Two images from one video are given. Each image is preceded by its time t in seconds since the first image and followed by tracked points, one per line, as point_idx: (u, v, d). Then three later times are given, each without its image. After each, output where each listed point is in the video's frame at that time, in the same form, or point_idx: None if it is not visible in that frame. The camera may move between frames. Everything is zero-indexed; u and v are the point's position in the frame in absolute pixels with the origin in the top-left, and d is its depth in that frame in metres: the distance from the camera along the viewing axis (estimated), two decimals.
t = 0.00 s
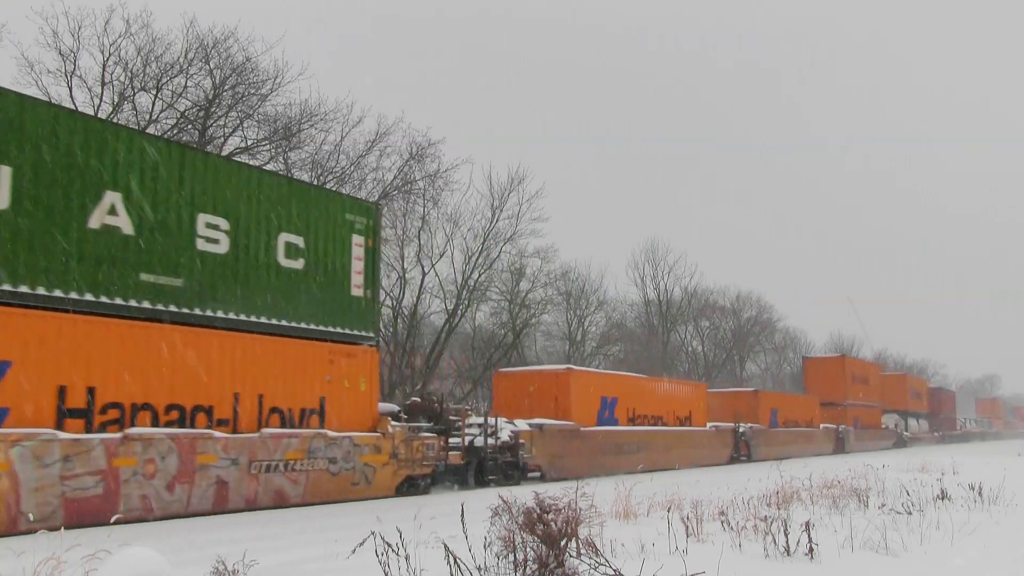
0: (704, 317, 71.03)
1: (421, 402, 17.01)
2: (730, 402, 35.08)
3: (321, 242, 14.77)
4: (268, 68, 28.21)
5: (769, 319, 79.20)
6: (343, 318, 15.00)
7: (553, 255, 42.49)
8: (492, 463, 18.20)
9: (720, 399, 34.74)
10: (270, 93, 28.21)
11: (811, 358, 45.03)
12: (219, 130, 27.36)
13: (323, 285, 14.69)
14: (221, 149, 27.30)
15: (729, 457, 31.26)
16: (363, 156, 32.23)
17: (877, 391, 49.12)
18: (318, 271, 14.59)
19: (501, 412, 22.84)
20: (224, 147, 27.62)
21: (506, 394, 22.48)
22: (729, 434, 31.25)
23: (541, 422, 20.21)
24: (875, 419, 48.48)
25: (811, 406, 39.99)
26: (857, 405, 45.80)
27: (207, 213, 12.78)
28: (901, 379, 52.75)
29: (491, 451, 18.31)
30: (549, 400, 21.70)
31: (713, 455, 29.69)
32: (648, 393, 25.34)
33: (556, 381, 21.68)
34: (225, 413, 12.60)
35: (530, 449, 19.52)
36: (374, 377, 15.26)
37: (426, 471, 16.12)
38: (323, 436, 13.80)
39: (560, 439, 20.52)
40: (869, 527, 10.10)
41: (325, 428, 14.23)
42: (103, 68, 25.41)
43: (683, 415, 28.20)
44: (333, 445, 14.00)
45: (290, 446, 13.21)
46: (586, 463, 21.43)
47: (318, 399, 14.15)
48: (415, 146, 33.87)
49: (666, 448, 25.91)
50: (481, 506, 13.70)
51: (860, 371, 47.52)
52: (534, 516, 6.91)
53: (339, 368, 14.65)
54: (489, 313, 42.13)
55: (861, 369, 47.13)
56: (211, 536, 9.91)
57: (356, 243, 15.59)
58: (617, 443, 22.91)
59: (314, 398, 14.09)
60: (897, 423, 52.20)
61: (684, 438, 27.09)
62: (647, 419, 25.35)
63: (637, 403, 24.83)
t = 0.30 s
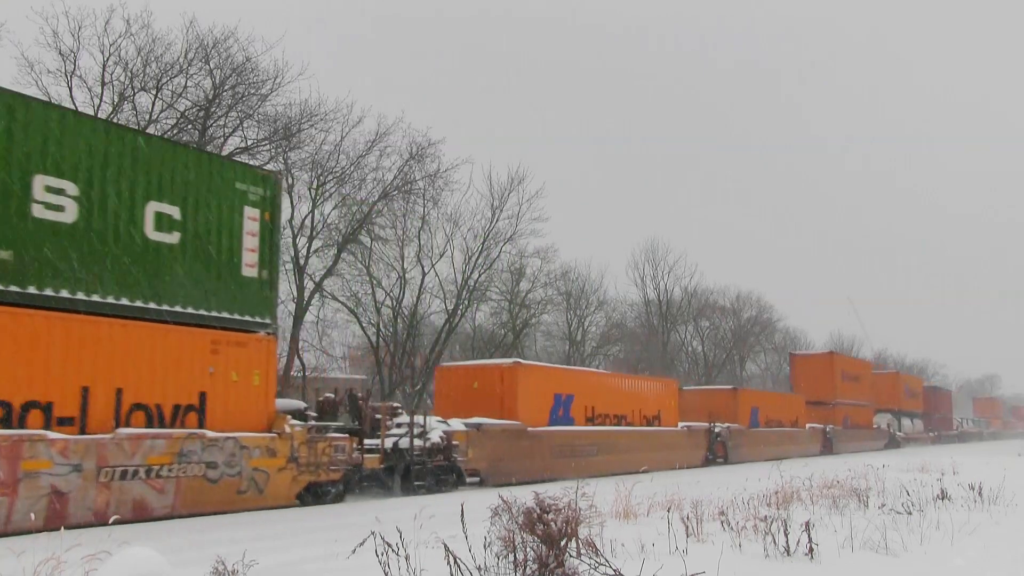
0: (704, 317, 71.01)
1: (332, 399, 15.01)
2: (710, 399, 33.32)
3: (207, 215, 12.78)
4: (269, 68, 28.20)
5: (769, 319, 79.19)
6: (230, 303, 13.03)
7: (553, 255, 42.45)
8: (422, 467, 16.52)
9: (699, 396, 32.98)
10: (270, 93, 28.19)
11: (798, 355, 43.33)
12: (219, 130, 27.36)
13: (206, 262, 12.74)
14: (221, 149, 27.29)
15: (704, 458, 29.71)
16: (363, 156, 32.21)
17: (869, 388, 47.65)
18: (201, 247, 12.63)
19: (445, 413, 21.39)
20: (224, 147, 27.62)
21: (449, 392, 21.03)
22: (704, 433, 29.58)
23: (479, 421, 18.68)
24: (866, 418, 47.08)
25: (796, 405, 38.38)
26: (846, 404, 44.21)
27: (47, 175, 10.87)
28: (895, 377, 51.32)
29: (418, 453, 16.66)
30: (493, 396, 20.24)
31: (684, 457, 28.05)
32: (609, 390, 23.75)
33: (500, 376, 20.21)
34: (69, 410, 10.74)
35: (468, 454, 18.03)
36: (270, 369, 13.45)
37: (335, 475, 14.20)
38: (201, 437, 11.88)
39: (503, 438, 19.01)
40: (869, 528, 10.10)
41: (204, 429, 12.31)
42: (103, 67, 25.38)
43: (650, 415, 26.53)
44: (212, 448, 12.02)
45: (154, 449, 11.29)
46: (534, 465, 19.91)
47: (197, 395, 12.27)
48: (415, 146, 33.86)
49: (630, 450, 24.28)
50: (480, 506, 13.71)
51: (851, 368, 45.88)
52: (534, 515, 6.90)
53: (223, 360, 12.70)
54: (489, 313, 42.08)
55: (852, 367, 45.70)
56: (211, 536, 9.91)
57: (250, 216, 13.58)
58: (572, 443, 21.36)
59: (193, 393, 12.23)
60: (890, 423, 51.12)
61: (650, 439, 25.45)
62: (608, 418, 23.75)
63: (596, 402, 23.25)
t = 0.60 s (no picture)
0: (704, 317, 70.96)
1: (222, 395, 13.99)
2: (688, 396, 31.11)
3: (45, 182, 11.01)
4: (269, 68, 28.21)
5: (770, 319, 79.23)
6: (77, 282, 11.30)
7: (552, 255, 42.42)
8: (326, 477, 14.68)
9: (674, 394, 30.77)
10: (270, 93, 28.19)
11: (786, 352, 41.45)
12: (219, 130, 27.37)
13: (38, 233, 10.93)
14: (221, 149, 27.31)
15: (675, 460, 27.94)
16: (363, 156, 32.21)
17: (860, 386, 46.02)
18: (36, 222, 10.87)
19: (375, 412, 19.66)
20: (224, 147, 27.63)
21: (382, 388, 19.43)
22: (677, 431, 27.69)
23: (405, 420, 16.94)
24: (857, 419, 45.40)
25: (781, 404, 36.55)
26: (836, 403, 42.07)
27: None
28: (888, 375, 49.73)
29: (327, 459, 14.86)
30: (426, 393, 18.62)
31: (653, 458, 26.17)
32: (564, 387, 22.01)
33: (434, 370, 18.59)
34: None
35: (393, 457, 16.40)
36: (130, 361, 11.80)
37: (216, 482, 12.70)
38: (26, 440, 10.32)
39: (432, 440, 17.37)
40: (869, 528, 10.10)
41: (38, 430, 10.63)
42: (102, 67, 25.36)
43: (616, 414, 24.68)
44: (41, 453, 10.46)
45: None
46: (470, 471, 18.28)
47: (34, 388, 10.64)
48: (415, 146, 33.86)
49: (588, 452, 22.53)
50: (480, 506, 13.72)
51: (840, 366, 44.08)
52: (534, 515, 6.88)
53: (64, 351, 11.00)
54: (489, 313, 42.06)
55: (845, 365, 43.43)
56: (210, 536, 9.93)
57: (103, 180, 11.85)
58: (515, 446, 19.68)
59: (27, 386, 10.56)
60: (882, 422, 49.87)
61: (612, 440, 23.65)
62: (563, 418, 22.01)
63: (549, 399, 21.54)
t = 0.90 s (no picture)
0: (704, 317, 70.98)
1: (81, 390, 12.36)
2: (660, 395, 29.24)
3: None
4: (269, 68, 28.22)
5: (770, 319, 79.30)
6: None
7: (553, 255, 42.43)
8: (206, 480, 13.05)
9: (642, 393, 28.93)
10: (270, 93, 28.19)
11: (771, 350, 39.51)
12: (219, 130, 27.37)
13: None
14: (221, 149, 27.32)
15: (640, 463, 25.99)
16: (363, 156, 32.22)
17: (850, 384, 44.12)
18: None
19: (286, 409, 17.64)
20: (224, 147, 27.65)
21: (293, 385, 17.37)
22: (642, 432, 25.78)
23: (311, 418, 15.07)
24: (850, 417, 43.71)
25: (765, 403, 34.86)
26: (824, 402, 40.16)
27: None
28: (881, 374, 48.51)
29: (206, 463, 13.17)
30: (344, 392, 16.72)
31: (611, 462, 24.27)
32: (509, 383, 20.19)
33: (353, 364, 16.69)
34: None
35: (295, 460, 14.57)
36: None
37: (48, 494, 10.91)
38: None
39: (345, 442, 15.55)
40: (869, 528, 10.10)
41: None
42: (102, 67, 25.35)
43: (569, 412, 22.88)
44: None
45: None
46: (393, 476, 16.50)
47: None
48: (415, 146, 33.86)
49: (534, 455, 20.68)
50: (480, 506, 13.72)
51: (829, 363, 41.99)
52: (534, 515, 6.87)
53: None
54: (489, 313, 42.03)
55: (834, 362, 41.43)
56: (209, 536, 9.92)
57: None
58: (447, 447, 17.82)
59: None
60: (875, 422, 48.54)
61: (564, 441, 21.88)
62: (505, 416, 20.15)
63: (490, 396, 19.71)
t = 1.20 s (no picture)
0: (704, 317, 71.03)
1: None
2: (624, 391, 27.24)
3: None
4: (269, 68, 28.23)
5: (769, 319, 79.37)
6: None
7: (553, 255, 42.43)
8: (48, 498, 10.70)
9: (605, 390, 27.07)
10: (270, 93, 28.18)
11: (754, 344, 38.13)
12: (219, 130, 27.37)
13: None
14: (221, 149, 27.32)
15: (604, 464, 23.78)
16: (363, 156, 32.23)
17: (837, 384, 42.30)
18: None
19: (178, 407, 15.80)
20: (224, 147, 27.64)
21: (190, 382, 15.62)
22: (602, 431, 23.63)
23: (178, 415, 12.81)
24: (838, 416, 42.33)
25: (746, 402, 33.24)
26: (808, 401, 38.22)
27: None
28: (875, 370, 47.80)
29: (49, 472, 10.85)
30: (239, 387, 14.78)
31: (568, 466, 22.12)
32: (444, 379, 18.08)
33: (248, 355, 14.74)
34: None
35: (159, 465, 12.27)
36: None
37: None
38: None
39: (225, 442, 13.37)
40: (868, 527, 10.11)
41: None
42: (102, 67, 25.34)
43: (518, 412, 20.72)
44: None
45: None
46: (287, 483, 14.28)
47: None
48: (415, 146, 33.87)
49: (473, 459, 18.56)
50: (480, 506, 13.71)
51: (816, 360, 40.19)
52: (535, 515, 6.88)
53: None
54: (489, 313, 42.01)
55: (819, 359, 39.78)
56: (210, 536, 9.91)
57: None
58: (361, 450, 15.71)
59: None
60: (867, 422, 47.81)
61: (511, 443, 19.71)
62: (437, 416, 18.02)
63: (420, 393, 17.61)
